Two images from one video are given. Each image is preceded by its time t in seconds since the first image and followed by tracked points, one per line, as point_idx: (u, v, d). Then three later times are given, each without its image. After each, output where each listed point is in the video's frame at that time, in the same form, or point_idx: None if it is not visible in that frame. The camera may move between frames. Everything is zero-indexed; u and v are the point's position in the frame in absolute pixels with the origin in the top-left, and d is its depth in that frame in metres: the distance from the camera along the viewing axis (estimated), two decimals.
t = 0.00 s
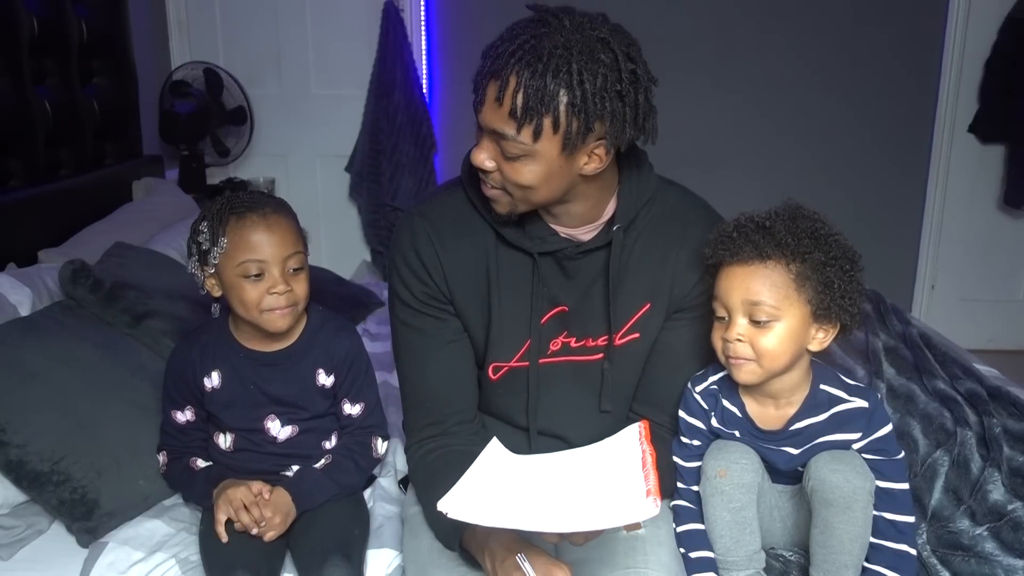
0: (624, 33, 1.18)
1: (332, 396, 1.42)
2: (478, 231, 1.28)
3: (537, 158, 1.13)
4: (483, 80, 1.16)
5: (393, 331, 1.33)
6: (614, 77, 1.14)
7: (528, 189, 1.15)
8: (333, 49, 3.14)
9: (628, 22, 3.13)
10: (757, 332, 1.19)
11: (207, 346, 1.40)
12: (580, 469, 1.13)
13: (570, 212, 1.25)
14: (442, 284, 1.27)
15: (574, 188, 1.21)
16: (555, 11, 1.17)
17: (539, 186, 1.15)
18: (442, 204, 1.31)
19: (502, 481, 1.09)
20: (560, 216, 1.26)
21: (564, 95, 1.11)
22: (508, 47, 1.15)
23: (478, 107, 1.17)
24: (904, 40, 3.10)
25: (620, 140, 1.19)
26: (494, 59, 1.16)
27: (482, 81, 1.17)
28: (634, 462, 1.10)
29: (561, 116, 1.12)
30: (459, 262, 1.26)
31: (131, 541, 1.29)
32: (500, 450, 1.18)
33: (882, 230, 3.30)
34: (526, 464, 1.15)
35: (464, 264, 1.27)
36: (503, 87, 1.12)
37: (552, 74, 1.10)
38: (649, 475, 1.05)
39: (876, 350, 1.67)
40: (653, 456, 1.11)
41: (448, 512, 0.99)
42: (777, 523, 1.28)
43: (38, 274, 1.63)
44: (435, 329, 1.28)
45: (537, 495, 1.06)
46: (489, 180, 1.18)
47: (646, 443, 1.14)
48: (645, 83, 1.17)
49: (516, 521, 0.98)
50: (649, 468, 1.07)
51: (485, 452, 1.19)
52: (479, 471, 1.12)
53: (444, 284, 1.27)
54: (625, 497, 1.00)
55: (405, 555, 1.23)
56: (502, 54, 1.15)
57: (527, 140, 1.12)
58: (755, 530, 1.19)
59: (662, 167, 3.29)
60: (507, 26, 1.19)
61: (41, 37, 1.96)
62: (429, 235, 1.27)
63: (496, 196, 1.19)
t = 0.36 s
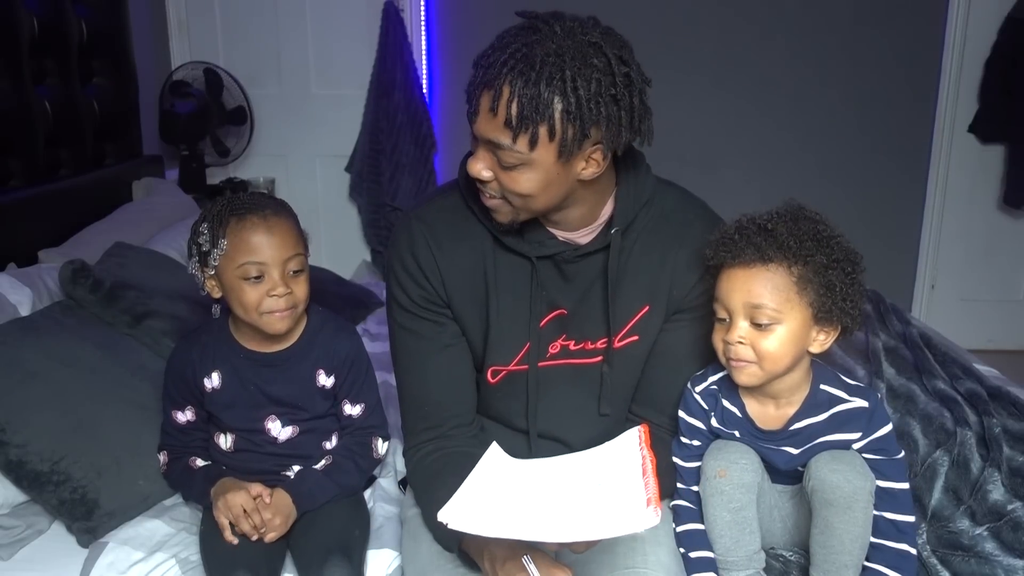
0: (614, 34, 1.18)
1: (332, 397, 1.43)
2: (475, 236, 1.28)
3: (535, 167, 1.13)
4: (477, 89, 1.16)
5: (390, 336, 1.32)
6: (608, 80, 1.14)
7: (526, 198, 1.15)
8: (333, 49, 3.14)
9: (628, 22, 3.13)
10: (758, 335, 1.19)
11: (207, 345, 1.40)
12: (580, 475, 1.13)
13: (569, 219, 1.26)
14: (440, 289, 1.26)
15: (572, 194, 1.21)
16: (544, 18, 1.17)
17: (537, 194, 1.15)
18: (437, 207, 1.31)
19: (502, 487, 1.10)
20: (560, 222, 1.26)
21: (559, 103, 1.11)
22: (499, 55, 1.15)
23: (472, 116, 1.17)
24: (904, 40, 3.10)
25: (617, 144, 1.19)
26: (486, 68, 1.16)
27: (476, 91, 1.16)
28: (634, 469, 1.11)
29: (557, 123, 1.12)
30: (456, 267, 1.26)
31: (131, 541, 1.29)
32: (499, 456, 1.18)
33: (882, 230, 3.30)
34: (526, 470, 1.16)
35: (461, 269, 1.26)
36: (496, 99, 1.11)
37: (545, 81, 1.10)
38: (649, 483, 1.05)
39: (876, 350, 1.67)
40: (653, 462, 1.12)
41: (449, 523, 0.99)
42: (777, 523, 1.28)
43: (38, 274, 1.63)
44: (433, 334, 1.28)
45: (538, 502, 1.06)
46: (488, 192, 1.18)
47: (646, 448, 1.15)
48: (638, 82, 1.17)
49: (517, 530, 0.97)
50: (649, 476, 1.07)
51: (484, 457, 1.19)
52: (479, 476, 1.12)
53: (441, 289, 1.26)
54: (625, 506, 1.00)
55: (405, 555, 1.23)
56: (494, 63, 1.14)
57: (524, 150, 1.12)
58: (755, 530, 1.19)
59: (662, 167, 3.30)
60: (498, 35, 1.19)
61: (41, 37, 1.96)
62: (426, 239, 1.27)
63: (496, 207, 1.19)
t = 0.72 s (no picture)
0: (619, 30, 1.18)
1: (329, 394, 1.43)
2: (473, 241, 1.28)
3: (567, 165, 1.11)
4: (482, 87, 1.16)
5: (387, 342, 1.31)
6: (629, 70, 1.15)
7: (559, 200, 1.13)
8: (333, 49, 3.14)
9: (628, 22, 3.13)
10: (757, 339, 1.19)
11: (209, 346, 1.41)
12: (584, 482, 1.13)
13: (588, 215, 1.24)
14: (438, 296, 1.26)
15: (593, 192, 1.20)
16: (547, 20, 1.16)
17: (569, 194, 1.13)
18: (432, 214, 1.30)
19: (504, 494, 1.09)
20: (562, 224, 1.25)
21: (591, 96, 1.10)
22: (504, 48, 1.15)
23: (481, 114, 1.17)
24: (904, 39, 3.10)
25: (635, 135, 1.20)
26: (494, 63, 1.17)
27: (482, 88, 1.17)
28: (639, 476, 1.10)
29: (591, 117, 1.11)
30: (454, 273, 1.26)
31: (131, 541, 1.28)
32: (502, 462, 1.18)
33: (882, 230, 3.30)
34: (529, 477, 1.15)
35: (458, 275, 1.26)
36: (530, 100, 1.08)
37: (576, 76, 1.09)
38: (655, 491, 1.04)
39: (876, 350, 1.67)
40: (657, 470, 1.10)
41: (453, 529, 0.99)
42: (777, 524, 1.28)
43: (38, 274, 1.63)
44: (432, 340, 1.27)
45: (542, 510, 1.05)
46: (511, 201, 1.13)
47: (649, 456, 1.14)
48: (652, 72, 1.18)
49: (522, 538, 0.97)
50: (654, 484, 1.06)
51: (486, 464, 1.19)
52: (484, 484, 1.11)
53: (439, 295, 1.26)
54: (631, 513, 1.00)
55: (405, 555, 1.23)
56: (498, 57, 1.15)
57: (559, 149, 1.10)
58: (756, 530, 1.19)
59: (662, 167, 3.30)
60: (497, 42, 1.16)
61: (41, 37, 1.96)
62: (423, 246, 1.26)
63: (518, 217, 1.15)
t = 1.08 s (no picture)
0: (637, 40, 1.18)
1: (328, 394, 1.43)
2: (475, 241, 1.28)
3: (548, 162, 1.12)
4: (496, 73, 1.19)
5: (388, 341, 1.31)
6: (632, 83, 1.14)
7: (537, 196, 1.15)
8: (333, 49, 3.14)
9: (628, 22, 3.13)
10: (757, 340, 1.19)
11: (209, 345, 1.41)
12: (585, 482, 1.12)
13: (577, 216, 1.24)
14: (439, 295, 1.26)
15: (580, 195, 1.21)
16: (569, 16, 1.17)
17: (548, 192, 1.14)
18: (433, 213, 1.30)
19: (505, 494, 1.09)
20: (563, 224, 1.25)
21: (584, 100, 1.11)
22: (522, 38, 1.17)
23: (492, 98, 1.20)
24: (903, 39, 3.10)
25: (631, 148, 1.20)
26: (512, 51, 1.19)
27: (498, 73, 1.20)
28: (639, 476, 1.10)
29: (580, 121, 1.12)
30: (456, 273, 1.26)
31: (131, 541, 1.29)
32: (502, 462, 1.18)
33: (881, 230, 3.30)
34: (529, 477, 1.15)
35: (459, 274, 1.26)
36: (523, 91, 1.09)
37: (572, 78, 1.10)
38: (656, 490, 1.04)
39: (876, 349, 1.67)
40: (658, 469, 1.10)
41: (454, 529, 0.99)
42: (777, 524, 1.28)
43: (38, 274, 1.63)
44: (432, 340, 1.27)
45: (543, 509, 1.05)
46: (491, 183, 1.15)
47: (650, 455, 1.14)
48: (659, 90, 1.18)
49: (522, 537, 0.97)
50: (655, 483, 1.06)
51: (486, 464, 1.19)
52: (484, 484, 1.11)
53: (440, 295, 1.26)
54: (632, 513, 1.00)
55: (405, 555, 1.23)
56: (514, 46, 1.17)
57: (542, 144, 1.11)
58: (756, 530, 1.19)
59: (662, 167, 3.30)
60: (518, 29, 1.17)
61: (41, 37, 1.96)
62: (425, 245, 1.26)
63: (497, 201, 1.17)
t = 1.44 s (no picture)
0: (640, 37, 1.19)
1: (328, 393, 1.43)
2: (476, 240, 1.27)
3: (553, 159, 1.12)
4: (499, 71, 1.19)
5: (389, 340, 1.31)
6: (635, 79, 1.15)
7: (542, 193, 1.14)
8: (333, 49, 3.14)
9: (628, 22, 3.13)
10: (752, 339, 1.19)
11: (209, 345, 1.41)
12: (586, 482, 1.12)
13: (578, 215, 1.24)
14: (440, 295, 1.26)
15: (584, 193, 1.21)
16: (572, 14, 1.17)
17: (553, 189, 1.14)
18: (433, 212, 1.30)
19: (505, 494, 1.09)
20: (565, 224, 1.25)
21: (589, 96, 1.11)
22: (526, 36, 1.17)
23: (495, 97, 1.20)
24: (903, 39, 3.10)
25: (636, 146, 1.20)
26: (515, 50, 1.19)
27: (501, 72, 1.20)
28: (640, 476, 1.10)
29: (586, 117, 1.12)
30: (457, 272, 1.26)
31: (131, 541, 1.29)
32: (503, 462, 1.18)
33: (881, 230, 3.30)
34: (529, 477, 1.15)
35: (460, 274, 1.26)
36: (527, 88, 1.09)
37: (577, 75, 1.10)
38: (657, 491, 1.04)
39: (876, 349, 1.67)
40: (660, 470, 1.10)
41: (455, 529, 0.99)
42: (777, 524, 1.28)
43: (38, 274, 1.63)
44: (432, 340, 1.27)
45: (543, 509, 1.05)
46: (495, 181, 1.15)
47: (651, 456, 1.14)
48: (662, 87, 1.18)
49: (522, 538, 0.97)
50: (656, 484, 1.06)
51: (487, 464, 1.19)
52: (484, 483, 1.11)
53: (441, 295, 1.26)
54: (634, 514, 0.99)
55: (405, 555, 1.23)
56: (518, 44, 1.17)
57: (546, 141, 1.11)
58: (756, 530, 1.19)
59: (662, 166, 3.30)
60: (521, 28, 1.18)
61: (41, 37, 1.96)
62: (426, 245, 1.26)
63: (502, 199, 1.17)
